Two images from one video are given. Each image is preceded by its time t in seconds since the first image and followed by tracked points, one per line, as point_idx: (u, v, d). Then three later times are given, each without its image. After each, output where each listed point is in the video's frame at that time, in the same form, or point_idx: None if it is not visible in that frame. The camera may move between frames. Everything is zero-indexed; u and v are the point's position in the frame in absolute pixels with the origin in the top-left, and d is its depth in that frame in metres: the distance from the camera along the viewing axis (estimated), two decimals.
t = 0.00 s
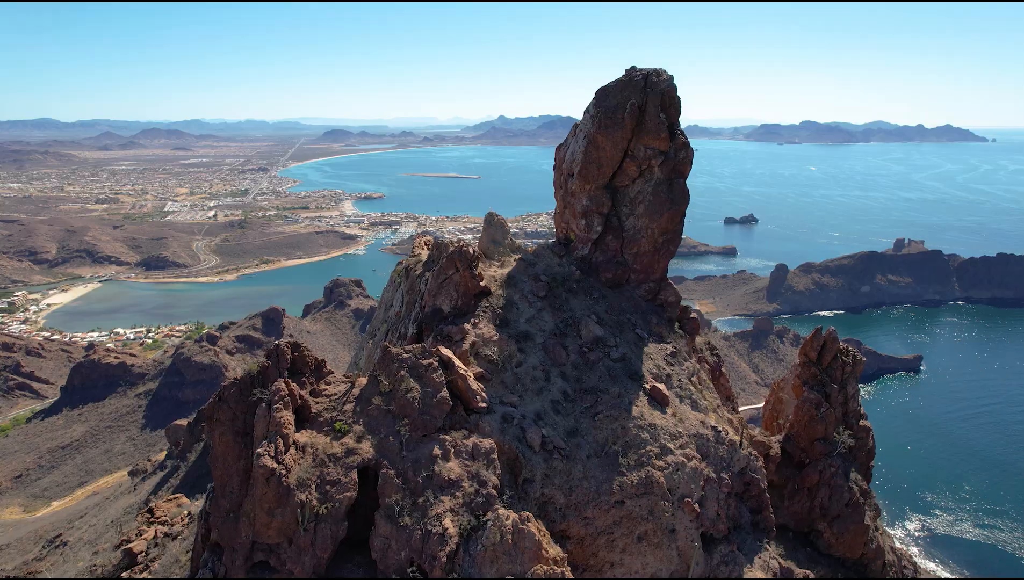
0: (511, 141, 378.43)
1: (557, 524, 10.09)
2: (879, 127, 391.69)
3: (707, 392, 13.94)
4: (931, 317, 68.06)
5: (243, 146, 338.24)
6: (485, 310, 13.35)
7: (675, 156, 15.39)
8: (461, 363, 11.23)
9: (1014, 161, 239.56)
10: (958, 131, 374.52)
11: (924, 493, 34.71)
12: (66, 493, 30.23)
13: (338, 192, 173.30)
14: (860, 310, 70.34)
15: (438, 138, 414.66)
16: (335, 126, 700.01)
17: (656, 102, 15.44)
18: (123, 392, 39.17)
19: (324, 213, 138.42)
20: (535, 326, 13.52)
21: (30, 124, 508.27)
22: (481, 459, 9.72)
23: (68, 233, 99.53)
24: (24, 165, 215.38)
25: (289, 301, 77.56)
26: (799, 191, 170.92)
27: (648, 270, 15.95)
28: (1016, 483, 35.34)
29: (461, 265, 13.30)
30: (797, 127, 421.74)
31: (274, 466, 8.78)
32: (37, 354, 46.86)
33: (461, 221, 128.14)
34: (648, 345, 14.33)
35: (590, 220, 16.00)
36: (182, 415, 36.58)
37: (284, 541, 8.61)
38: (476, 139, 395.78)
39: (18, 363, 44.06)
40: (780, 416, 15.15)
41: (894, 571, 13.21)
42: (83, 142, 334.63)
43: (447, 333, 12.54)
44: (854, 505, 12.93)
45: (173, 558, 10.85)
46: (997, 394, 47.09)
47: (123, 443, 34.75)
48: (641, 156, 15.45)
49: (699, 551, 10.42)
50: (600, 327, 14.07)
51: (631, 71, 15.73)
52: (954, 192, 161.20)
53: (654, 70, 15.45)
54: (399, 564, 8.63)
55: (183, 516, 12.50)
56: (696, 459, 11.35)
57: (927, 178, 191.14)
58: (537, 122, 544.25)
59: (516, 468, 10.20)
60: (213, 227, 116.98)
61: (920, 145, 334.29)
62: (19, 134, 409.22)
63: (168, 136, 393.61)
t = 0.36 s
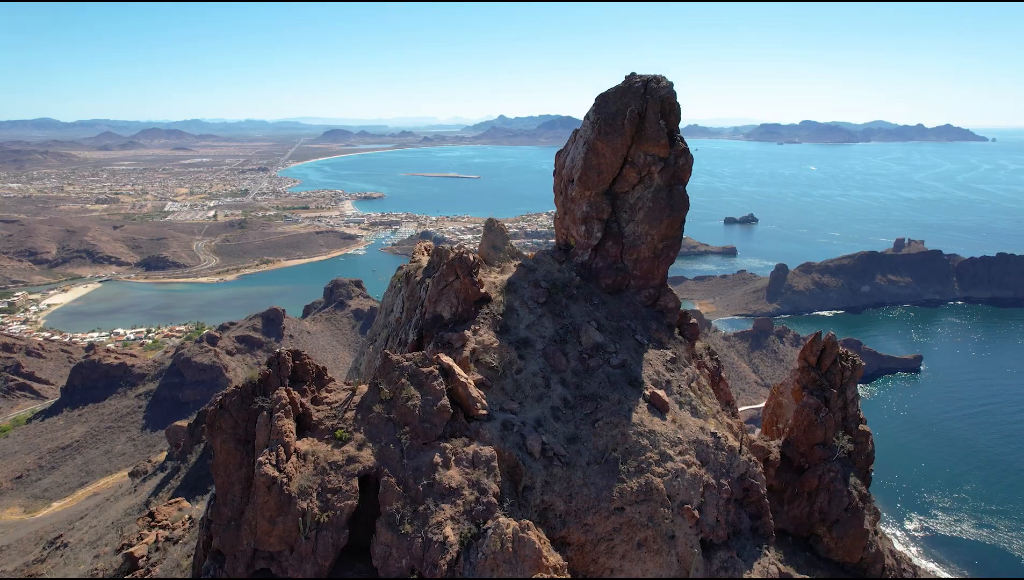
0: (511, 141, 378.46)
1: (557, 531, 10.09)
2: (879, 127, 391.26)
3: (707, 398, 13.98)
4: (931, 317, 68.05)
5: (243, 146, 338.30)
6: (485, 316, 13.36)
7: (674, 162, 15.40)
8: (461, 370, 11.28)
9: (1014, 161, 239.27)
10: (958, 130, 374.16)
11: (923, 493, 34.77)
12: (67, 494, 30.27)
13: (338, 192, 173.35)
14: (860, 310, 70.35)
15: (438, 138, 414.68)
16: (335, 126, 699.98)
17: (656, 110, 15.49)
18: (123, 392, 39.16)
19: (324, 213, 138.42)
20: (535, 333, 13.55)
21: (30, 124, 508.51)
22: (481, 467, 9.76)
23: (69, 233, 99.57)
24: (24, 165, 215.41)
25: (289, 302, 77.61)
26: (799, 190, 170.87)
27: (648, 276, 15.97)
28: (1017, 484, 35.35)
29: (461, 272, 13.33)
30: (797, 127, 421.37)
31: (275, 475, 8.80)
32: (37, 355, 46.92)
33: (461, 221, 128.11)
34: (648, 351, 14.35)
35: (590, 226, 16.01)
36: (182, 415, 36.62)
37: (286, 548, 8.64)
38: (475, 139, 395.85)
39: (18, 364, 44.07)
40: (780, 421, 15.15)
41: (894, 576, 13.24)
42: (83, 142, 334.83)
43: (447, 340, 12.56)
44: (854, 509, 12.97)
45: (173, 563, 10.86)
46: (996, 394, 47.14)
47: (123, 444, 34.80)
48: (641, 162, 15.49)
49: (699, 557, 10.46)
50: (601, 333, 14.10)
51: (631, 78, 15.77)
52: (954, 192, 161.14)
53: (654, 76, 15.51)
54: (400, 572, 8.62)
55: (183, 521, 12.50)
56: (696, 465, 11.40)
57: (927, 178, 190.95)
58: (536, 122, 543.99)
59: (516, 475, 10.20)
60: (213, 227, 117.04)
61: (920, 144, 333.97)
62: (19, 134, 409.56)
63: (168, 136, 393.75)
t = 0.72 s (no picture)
0: (511, 140, 378.72)
1: (558, 538, 10.10)
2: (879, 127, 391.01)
3: (706, 404, 14.02)
4: (932, 317, 68.04)
5: (243, 146, 338.55)
6: (485, 324, 13.37)
7: (674, 169, 15.42)
8: (461, 378, 11.30)
9: (1014, 160, 239.08)
10: (958, 130, 373.92)
11: (923, 493, 34.82)
12: (67, 495, 30.36)
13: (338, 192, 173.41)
14: (860, 310, 70.35)
15: (438, 138, 414.81)
16: (335, 126, 700.20)
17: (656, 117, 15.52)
18: (124, 393, 39.17)
19: (324, 213, 138.51)
20: (535, 340, 13.58)
21: (30, 124, 508.88)
22: (481, 475, 9.78)
23: (69, 233, 99.65)
24: (24, 165, 215.65)
25: (290, 302, 77.66)
26: (799, 190, 170.86)
27: (648, 282, 15.97)
28: (1016, 484, 35.36)
29: (461, 280, 13.32)
30: (797, 127, 421.24)
31: (277, 483, 8.84)
32: (38, 356, 46.98)
33: (461, 221, 128.16)
34: (648, 357, 14.38)
35: (590, 233, 16.01)
36: (182, 416, 36.62)
37: (287, 558, 8.62)
38: (475, 139, 395.89)
39: (18, 364, 44.10)
40: (779, 426, 15.16)
41: None
42: (83, 142, 334.94)
43: (447, 348, 12.59)
44: (853, 514, 12.99)
45: (174, 569, 10.90)
46: (995, 394, 47.20)
47: (123, 444, 34.86)
48: (641, 169, 15.51)
49: (699, 564, 10.52)
50: (600, 340, 14.14)
51: (630, 85, 15.80)
52: (955, 192, 161.07)
53: (653, 84, 15.56)
54: None
55: (185, 525, 12.51)
56: (695, 472, 11.44)
57: (927, 178, 190.78)
58: (536, 122, 544.01)
59: (516, 483, 10.20)
60: (213, 228, 117.15)
61: (920, 144, 333.67)
62: (19, 134, 410.08)
63: (168, 136, 394.17)
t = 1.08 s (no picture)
0: (511, 140, 379.00)
1: (557, 545, 10.11)
2: (879, 127, 390.76)
3: (706, 410, 14.06)
4: (931, 317, 68.14)
5: (243, 146, 338.82)
6: (485, 331, 13.39)
7: (674, 176, 15.42)
8: (462, 386, 11.30)
9: (1014, 161, 238.94)
10: (958, 131, 373.78)
11: (922, 494, 34.86)
12: (67, 496, 30.41)
13: (338, 192, 173.52)
14: (860, 310, 70.42)
15: (437, 138, 415.01)
16: (335, 126, 700.36)
17: (655, 123, 15.50)
18: (124, 394, 39.14)
19: (324, 213, 138.62)
20: (535, 346, 13.59)
21: (30, 124, 509.55)
22: (482, 484, 9.80)
23: (69, 234, 99.69)
24: (24, 165, 215.78)
25: (290, 302, 77.70)
26: (799, 191, 170.91)
27: (648, 289, 15.98)
28: (1016, 484, 35.41)
29: (461, 287, 13.31)
30: (797, 127, 421.22)
31: (278, 492, 8.84)
32: (38, 357, 47.06)
33: (461, 221, 128.24)
34: (647, 364, 14.40)
35: (590, 240, 16.03)
36: (182, 417, 36.61)
37: (288, 565, 8.65)
38: (475, 139, 395.89)
39: (18, 365, 44.11)
40: (779, 431, 15.13)
41: None
42: (83, 142, 335.14)
43: (447, 355, 12.61)
44: (852, 519, 13.03)
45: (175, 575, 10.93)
46: (993, 394, 47.29)
47: (123, 445, 34.92)
48: (640, 176, 15.52)
49: (698, 570, 10.56)
50: (600, 346, 14.16)
51: (630, 91, 15.80)
52: (954, 192, 161.14)
53: (653, 90, 15.55)
54: None
55: (185, 530, 12.50)
56: (694, 478, 11.47)
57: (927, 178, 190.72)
58: (536, 122, 544.07)
59: (516, 491, 10.20)
60: (213, 228, 117.26)
61: (920, 144, 333.59)
62: (19, 134, 410.78)
63: (168, 136, 394.70)
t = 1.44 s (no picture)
0: (511, 140, 379.15)
1: (557, 553, 10.11)
2: (879, 127, 390.54)
3: (705, 417, 14.11)
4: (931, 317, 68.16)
5: (243, 146, 339.05)
6: (485, 339, 13.41)
7: (673, 184, 15.42)
8: (462, 395, 11.33)
9: (1015, 161, 238.75)
10: (958, 131, 373.60)
11: (922, 495, 34.88)
12: (68, 497, 30.47)
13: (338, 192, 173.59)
14: (860, 311, 70.46)
15: (437, 138, 415.20)
16: (335, 126, 700.57)
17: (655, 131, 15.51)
18: (124, 394, 39.16)
19: (324, 213, 138.69)
20: (535, 354, 13.60)
21: (30, 124, 510.00)
22: (482, 493, 9.82)
23: (70, 234, 99.77)
24: (24, 165, 215.88)
25: (290, 303, 77.71)
26: (799, 190, 170.90)
27: (647, 296, 15.98)
28: (1015, 484, 35.45)
29: (461, 295, 13.30)
30: (797, 127, 421.17)
31: (280, 502, 8.87)
32: (38, 357, 47.09)
33: (461, 221, 128.27)
34: (647, 371, 14.41)
35: (590, 247, 16.05)
36: (182, 418, 36.66)
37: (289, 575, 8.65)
38: (475, 139, 396.01)
39: (19, 365, 44.13)
40: (779, 436, 15.13)
41: None
42: (83, 143, 335.31)
43: (448, 363, 12.62)
44: (852, 525, 12.99)
45: None
46: (993, 394, 47.35)
47: (123, 446, 34.96)
48: (639, 184, 15.53)
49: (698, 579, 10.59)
50: (600, 354, 14.17)
51: (630, 99, 15.81)
52: (955, 192, 161.14)
53: (652, 99, 15.57)
54: None
55: (188, 535, 12.51)
56: (693, 486, 11.50)
57: (927, 178, 190.77)
58: (536, 121, 543.98)
59: (516, 499, 10.22)
60: (213, 228, 117.31)
61: (920, 144, 333.46)
62: (19, 134, 411.21)
63: (168, 136, 395.13)
